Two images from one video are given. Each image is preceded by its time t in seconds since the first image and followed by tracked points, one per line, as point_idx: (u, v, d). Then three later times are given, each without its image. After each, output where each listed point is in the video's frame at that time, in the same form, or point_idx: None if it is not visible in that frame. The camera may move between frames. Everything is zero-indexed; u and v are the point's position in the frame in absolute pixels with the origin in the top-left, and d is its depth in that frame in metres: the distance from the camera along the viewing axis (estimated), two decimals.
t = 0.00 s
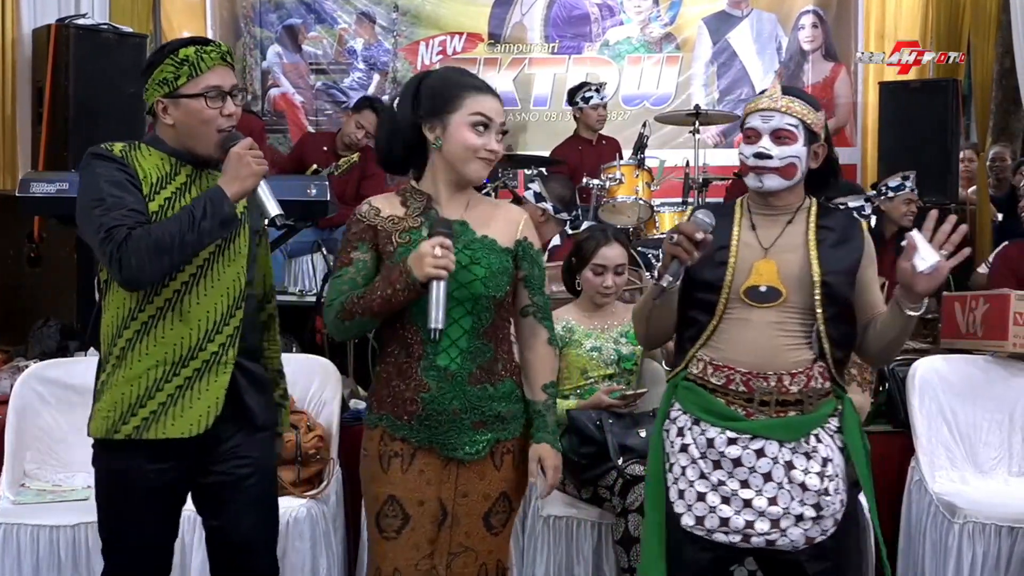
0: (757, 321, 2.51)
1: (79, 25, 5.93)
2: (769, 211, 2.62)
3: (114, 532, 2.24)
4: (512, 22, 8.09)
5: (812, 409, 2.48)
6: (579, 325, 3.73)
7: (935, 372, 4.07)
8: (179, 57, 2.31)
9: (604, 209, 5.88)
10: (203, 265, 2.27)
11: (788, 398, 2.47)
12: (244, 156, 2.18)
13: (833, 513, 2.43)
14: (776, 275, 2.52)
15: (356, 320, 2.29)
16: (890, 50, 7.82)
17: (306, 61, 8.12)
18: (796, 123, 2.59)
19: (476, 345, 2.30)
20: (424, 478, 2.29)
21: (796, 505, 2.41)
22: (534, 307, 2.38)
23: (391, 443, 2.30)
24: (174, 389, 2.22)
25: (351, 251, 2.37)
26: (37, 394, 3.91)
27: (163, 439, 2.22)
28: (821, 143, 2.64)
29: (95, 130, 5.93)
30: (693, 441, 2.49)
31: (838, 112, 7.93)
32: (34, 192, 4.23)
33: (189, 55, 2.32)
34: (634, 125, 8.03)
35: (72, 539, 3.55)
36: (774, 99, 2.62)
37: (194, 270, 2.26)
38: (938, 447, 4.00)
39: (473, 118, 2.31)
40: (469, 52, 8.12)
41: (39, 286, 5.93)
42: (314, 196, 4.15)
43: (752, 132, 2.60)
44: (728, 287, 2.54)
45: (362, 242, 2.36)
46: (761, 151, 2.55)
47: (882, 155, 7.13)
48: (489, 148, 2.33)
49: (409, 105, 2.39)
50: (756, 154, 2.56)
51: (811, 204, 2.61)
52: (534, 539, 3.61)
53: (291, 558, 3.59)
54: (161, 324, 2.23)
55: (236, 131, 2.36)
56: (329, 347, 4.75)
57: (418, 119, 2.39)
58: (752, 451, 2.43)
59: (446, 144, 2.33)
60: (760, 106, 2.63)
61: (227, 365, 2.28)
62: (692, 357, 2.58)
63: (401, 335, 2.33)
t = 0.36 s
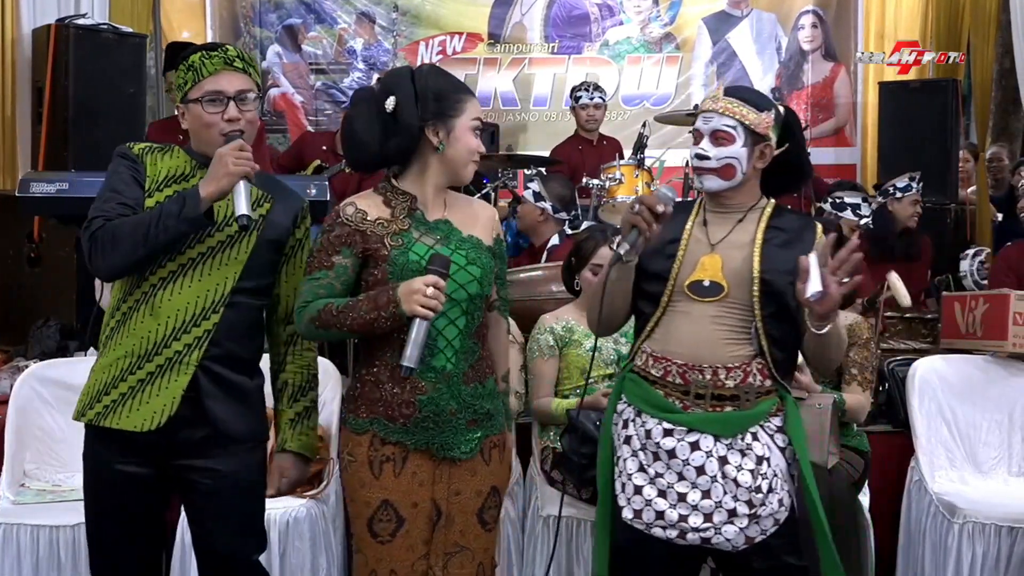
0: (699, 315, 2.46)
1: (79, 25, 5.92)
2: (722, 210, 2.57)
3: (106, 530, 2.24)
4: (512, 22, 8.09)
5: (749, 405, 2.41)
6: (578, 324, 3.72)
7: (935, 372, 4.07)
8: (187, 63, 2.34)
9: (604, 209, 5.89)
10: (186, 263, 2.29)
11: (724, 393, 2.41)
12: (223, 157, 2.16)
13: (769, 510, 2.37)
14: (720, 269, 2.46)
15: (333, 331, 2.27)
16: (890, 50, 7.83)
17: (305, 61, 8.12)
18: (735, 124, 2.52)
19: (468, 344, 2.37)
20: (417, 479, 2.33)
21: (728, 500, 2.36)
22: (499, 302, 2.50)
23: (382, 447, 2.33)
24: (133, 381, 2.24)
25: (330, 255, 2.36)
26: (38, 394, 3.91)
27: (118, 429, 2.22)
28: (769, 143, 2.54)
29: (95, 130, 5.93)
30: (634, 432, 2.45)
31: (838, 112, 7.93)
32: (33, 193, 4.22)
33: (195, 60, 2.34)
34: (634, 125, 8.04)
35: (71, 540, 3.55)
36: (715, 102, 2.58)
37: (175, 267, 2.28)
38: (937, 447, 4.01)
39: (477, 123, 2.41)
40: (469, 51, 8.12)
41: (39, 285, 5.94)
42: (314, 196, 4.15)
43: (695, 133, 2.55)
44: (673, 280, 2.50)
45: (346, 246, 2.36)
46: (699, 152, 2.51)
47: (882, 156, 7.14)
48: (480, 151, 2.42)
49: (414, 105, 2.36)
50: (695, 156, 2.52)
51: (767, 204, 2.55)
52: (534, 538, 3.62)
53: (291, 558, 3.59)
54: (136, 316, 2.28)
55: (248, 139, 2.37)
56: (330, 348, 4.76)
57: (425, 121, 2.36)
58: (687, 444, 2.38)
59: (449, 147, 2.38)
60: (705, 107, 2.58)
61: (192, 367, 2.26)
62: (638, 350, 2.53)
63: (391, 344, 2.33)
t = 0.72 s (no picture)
0: (695, 327, 2.48)
1: (79, 25, 5.92)
2: (700, 222, 2.58)
3: (114, 528, 2.26)
4: (512, 22, 8.09)
5: (752, 412, 2.44)
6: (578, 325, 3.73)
7: (936, 373, 4.07)
8: (189, 63, 2.38)
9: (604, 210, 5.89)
10: (187, 264, 2.30)
11: (726, 402, 2.43)
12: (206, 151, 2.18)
13: (778, 504, 2.43)
14: (711, 282, 2.48)
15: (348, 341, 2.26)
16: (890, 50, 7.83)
17: (305, 61, 8.12)
18: (711, 133, 2.55)
19: (479, 350, 2.36)
20: (426, 483, 2.33)
21: (738, 501, 2.40)
22: (519, 303, 2.47)
23: (392, 448, 2.32)
24: (144, 383, 2.27)
25: (342, 265, 2.34)
26: (38, 394, 3.91)
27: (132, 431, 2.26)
28: (743, 150, 2.58)
29: (95, 130, 5.92)
30: (635, 443, 2.48)
31: (838, 112, 7.94)
32: (33, 193, 4.21)
33: (195, 60, 2.38)
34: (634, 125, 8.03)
35: (72, 539, 3.55)
36: (689, 112, 2.60)
37: (178, 269, 2.30)
38: (938, 448, 4.01)
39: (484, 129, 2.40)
40: (469, 51, 8.12)
41: (39, 286, 5.93)
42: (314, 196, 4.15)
43: (669, 143, 2.57)
44: (666, 296, 2.51)
45: (358, 255, 2.34)
46: (676, 162, 2.53)
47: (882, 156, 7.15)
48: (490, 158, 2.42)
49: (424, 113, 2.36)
50: (672, 166, 2.54)
51: (744, 210, 2.58)
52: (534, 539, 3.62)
53: (292, 559, 3.59)
54: (144, 320, 2.31)
55: (248, 137, 2.37)
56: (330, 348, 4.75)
57: (435, 130, 2.36)
58: (691, 452, 2.41)
59: (459, 156, 2.37)
60: (677, 117, 2.60)
61: (196, 365, 2.27)
62: (634, 363, 2.54)
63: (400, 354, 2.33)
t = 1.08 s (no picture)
0: (754, 326, 2.43)
1: (79, 25, 5.92)
2: (741, 220, 2.54)
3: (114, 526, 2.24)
4: (512, 22, 8.09)
5: (813, 412, 2.42)
6: (578, 325, 3.73)
7: (935, 373, 4.07)
8: (168, 57, 2.38)
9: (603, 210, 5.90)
10: (164, 265, 2.30)
11: (791, 402, 2.40)
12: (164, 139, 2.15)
13: (840, 513, 2.38)
14: (767, 278, 2.44)
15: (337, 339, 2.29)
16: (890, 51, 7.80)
17: (304, 61, 8.12)
18: (751, 130, 2.50)
19: (473, 348, 2.35)
20: (425, 480, 2.32)
21: (803, 509, 2.35)
22: (516, 289, 2.45)
23: (391, 447, 2.32)
24: (138, 388, 2.25)
25: (333, 261, 2.37)
26: (39, 395, 3.91)
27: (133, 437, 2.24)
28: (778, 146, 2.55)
29: (94, 130, 5.92)
30: (695, 452, 2.40)
31: (837, 112, 7.92)
32: (32, 193, 4.21)
33: (172, 53, 2.37)
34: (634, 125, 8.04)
35: (71, 539, 3.55)
36: (725, 109, 2.54)
37: (155, 270, 2.29)
38: (937, 448, 4.01)
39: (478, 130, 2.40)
40: (469, 51, 8.12)
41: (40, 286, 5.94)
42: (314, 196, 4.14)
43: (708, 144, 2.51)
44: (722, 295, 2.43)
45: (345, 254, 2.36)
46: (719, 162, 2.48)
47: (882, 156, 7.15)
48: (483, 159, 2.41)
49: (419, 113, 2.36)
50: (714, 165, 2.49)
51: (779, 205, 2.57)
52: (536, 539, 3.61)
53: (292, 558, 3.59)
54: (128, 327, 2.29)
55: (211, 135, 2.36)
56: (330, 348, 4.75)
57: (430, 130, 2.36)
58: (758, 458, 2.36)
59: (452, 156, 2.37)
60: (712, 116, 2.54)
61: (186, 362, 2.26)
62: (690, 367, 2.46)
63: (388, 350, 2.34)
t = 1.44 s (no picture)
0: (807, 327, 2.50)
1: (78, 25, 5.91)
2: (800, 220, 2.61)
3: (99, 526, 2.19)
4: (512, 22, 8.08)
5: (860, 415, 2.50)
6: (578, 326, 3.73)
7: (935, 373, 4.07)
8: (127, 57, 2.27)
9: (603, 210, 5.90)
10: (142, 264, 2.19)
11: (839, 405, 2.47)
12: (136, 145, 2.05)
13: (882, 516, 2.46)
14: (821, 281, 2.50)
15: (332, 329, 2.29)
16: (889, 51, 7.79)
17: (304, 61, 8.14)
18: (813, 128, 2.57)
19: (466, 342, 2.36)
20: (413, 475, 2.34)
21: (848, 512, 2.43)
22: (511, 279, 2.50)
23: (378, 441, 2.34)
24: (110, 388, 2.15)
25: (331, 253, 2.37)
26: (38, 396, 3.90)
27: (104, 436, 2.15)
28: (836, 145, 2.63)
29: (93, 130, 5.93)
30: (742, 451, 2.51)
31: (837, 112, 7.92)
32: (31, 193, 4.21)
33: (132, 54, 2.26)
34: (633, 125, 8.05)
35: (69, 540, 3.55)
36: (789, 107, 2.61)
37: (134, 269, 2.19)
38: (937, 448, 3.99)
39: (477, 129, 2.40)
40: (468, 51, 8.12)
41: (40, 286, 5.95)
42: (313, 197, 4.15)
43: (771, 141, 2.59)
44: (778, 294, 2.51)
45: (344, 244, 2.37)
46: (783, 159, 2.55)
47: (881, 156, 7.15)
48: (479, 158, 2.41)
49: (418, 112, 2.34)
50: (778, 162, 2.56)
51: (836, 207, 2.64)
52: (534, 539, 3.59)
53: (290, 558, 3.58)
54: (102, 324, 2.18)
55: (181, 134, 2.26)
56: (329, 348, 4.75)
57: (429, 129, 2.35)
58: (804, 460, 2.45)
59: (450, 155, 2.37)
60: (775, 114, 2.61)
61: (163, 365, 2.17)
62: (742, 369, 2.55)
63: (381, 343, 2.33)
